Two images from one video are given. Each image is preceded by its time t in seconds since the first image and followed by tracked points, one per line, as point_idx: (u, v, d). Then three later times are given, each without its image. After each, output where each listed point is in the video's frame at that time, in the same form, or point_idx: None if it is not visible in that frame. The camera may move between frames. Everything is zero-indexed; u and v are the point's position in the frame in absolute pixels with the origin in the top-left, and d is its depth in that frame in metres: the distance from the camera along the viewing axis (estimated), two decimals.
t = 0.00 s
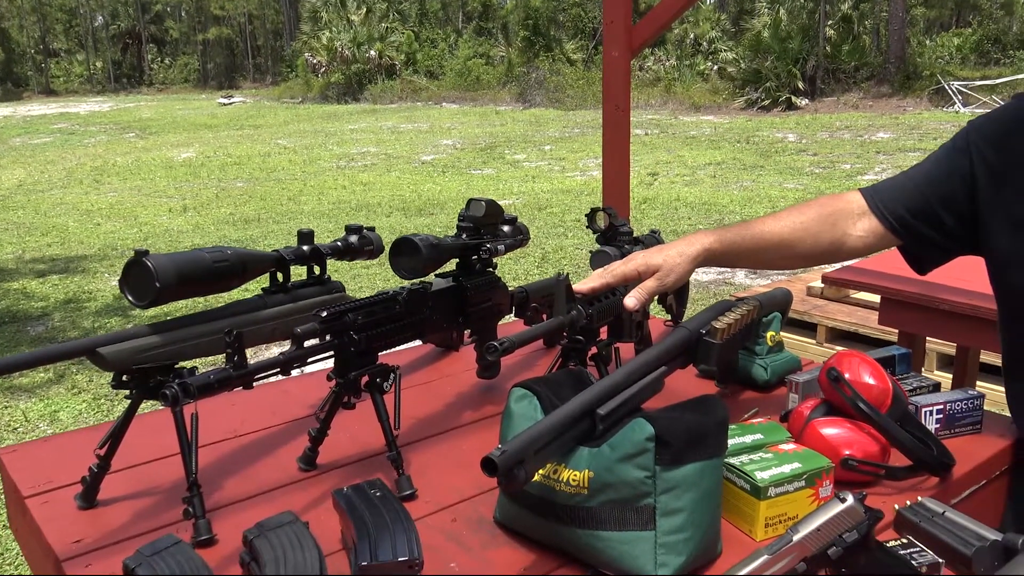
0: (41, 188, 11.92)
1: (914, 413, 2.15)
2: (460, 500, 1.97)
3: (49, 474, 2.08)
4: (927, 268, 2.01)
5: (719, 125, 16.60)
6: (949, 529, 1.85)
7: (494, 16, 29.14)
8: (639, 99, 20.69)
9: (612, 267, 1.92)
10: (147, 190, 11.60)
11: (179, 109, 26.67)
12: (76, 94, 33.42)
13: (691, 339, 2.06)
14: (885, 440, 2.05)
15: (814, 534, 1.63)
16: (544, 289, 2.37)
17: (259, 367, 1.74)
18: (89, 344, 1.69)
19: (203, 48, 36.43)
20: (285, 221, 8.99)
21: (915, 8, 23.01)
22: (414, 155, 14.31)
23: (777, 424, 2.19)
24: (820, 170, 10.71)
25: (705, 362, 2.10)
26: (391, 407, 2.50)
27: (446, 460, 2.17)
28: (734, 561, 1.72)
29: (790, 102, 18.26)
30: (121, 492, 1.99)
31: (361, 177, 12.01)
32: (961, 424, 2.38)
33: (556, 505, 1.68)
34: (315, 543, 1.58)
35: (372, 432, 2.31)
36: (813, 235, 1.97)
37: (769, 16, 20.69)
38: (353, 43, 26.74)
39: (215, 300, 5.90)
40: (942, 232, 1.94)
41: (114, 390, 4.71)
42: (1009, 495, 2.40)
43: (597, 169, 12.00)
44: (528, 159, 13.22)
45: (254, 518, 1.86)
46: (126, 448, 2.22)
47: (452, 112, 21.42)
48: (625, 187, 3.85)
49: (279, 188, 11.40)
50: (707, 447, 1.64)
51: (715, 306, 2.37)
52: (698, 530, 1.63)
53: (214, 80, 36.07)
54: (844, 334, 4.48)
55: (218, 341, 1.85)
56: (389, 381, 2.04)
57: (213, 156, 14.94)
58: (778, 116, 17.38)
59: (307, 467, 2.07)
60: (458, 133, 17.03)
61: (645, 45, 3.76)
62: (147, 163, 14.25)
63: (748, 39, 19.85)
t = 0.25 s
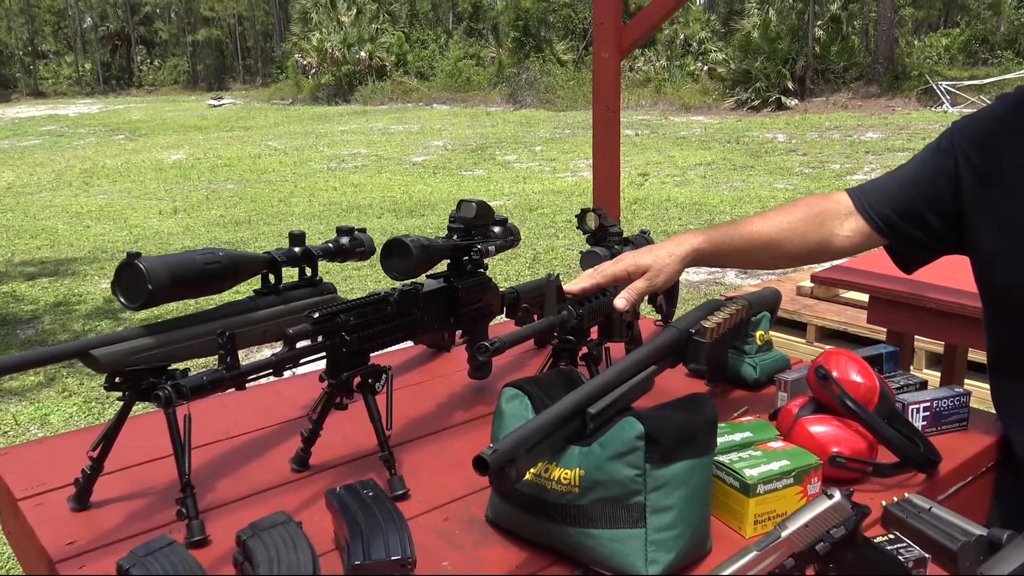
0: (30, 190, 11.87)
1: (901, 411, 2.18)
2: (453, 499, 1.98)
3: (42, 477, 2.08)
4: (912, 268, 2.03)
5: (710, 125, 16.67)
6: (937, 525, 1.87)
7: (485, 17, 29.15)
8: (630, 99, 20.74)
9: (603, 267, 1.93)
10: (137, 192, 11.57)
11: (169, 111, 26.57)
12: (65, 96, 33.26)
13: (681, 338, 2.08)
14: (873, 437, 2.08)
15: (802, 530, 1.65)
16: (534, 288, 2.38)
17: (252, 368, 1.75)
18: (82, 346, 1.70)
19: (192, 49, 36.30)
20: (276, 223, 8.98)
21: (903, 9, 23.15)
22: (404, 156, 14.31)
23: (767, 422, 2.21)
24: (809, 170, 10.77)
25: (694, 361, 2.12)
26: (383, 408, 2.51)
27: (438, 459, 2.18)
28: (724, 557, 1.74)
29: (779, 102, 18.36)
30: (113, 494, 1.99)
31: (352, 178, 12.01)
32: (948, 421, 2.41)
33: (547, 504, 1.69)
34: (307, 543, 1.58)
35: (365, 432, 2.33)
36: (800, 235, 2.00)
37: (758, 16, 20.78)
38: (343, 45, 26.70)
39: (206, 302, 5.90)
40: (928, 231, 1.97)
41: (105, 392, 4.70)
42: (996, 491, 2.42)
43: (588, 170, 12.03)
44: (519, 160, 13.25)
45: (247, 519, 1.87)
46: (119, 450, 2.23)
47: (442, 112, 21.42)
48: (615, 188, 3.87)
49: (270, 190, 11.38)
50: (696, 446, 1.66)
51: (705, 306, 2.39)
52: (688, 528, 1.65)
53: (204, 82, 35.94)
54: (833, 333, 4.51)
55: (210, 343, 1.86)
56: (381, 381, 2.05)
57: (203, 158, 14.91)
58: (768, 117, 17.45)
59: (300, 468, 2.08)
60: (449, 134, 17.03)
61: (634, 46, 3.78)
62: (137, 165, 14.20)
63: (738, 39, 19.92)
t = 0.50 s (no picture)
0: (22, 192, 11.82)
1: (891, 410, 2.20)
2: (448, 498, 2.00)
3: (38, 477, 2.09)
4: (903, 268, 2.05)
5: (702, 128, 16.72)
6: (927, 522, 1.89)
7: (477, 19, 29.15)
8: (622, 102, 20.77)
9: (597, 267, 1.95)
10: (129, 194, 11.53)
11: (161, 113, 26.49)
12: (56, 98, 33.09)
13: (674, 339, 2.09)
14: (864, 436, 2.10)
15: (795, 527, 1.67)
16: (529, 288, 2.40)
17: (248, 368, 1.75)
18: (79, 347, 1.71)
19: (184, 51, 36.20)
20: (269, 225, 8.97)
21: (893, 12, 23.29)
22: (397, 158, 14.31)
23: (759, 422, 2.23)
24: (801, 172, 10.82)
25: (688, 361, 2.14)
26: (379, 408, 2.52)
27: (434, 459, 2.20)
28: (717, 555, 1.76)
29: (771, 105, 18.43)
30: (110, 494, 2.00)
31: (345, 181, 12.00)
32: (939, 420, 2.43)
33: (543, 502, 1.71)
34: (304, 541, 1.59)
35: (361, 433, 2.33)
36: (791, 235, 2.02)
37: (750, 19, 20.86)
38: (335, 47, 26.68)
39: (199, 305, 5.88)
40: (918, 232, 1.99)
41: (97, 394, 4.68)
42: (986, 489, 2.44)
43: (581, 172, 12.05)
44: (512, 162, 13.26)
45: (244, 518, 1.88)
46: (114, 451, 2.23)
47: (435, 115, 21.43)
48: (608, 190, 3.89)
49: (263, 192, 11.36)
50: (690, 445, 1.68)
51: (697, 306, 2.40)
52: (682, 526, 1.66)
53: (196, 83, 35.83)
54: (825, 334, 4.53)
55: (207, 343, 1.86)
56: (376, 382, 2.06)
57: (195, 160, 14.87)
58: (760, 119, 17.50)
59: (296, 468, 2.09)
60: (442, 137, 17.04)
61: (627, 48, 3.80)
62: (129, 167, 14.16)
63: (730, 42, 19.99)
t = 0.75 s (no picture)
0: (15, 194, 11.78)
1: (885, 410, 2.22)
2: (445, 499, 2.00)
3: (37, 478, 2.09)
4: (896, 269, 2.07)
5: (696, 130, 16.75)
6: (921, 522, 1.91)
7: (472, 22, 29.17)
8: (617, 105, 20.80)
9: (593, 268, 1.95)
10: (123, 196, 11.49)
11: (155, 114, 26.42)
12: (50, 100, 32.96)
13: (670, 340, 2.10)
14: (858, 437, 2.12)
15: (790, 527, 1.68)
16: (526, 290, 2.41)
17: (246, 369, 1.76)
18: (77, 348, 1.71)
19: (178, 53, 36.12)
20: (263, 227, 8.96)
21: (887, 16, 23.41)
22: (392, 160, 14.31)
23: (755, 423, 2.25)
24: (795, 175, 10.86)
25: (684, 361, 2.15)
26: (376, 409, 2.53)
27: (431, 460, 2.20)
28: (713, 555, 1.77)
29: (765, 108, 18.48)
30: (107, 495, 2.00)
31: (340, 183, 11.99)
32: (932, 421, 2.45)
33: (540, 502, 1.72)
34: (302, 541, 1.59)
35: (358, 434, 2.34)
36: (786, 236, 2.03)
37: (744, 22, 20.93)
38: (330, 49, 26.66)
39: (194, 307, 5.88)
40: (911, 233, 2.00)
41: (91, 396, 4.67)
42: (978, 491, 2.46)
43: (575, 174, 12.07)
44: (507, 164, 13.28)
45: (242, 519, 1.88)
46: (111, 452, 2.23)
47: (430, 117, 21.45)
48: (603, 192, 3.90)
49: (257, 194, 11.34)
50: (685, 445, 1.69)
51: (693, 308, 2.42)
52: (678, 525, 1.67)
53: (190, 85, 35.76)
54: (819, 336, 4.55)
55: (205, 344, 1.87)
56: (374, 383, 2.07)
57: (189, 162, 14.85)
58: (754, 122, 17.55)
59: (293, 469, 2.09)
60: (437, 139, 17.04)
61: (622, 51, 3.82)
62: (123, 169, 14.11)
63: (725, 45, 20.04)
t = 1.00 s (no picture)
0: (10, 196, 11.76)
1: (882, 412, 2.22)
2: (443, 501, 2.00)
3: (35, 481, 2.08)
4: (893, 271, 2.08)
5: (692, 133, 16.80)
6: (918, 524, 1.91)
7: (468, 24, 29.19)
8: (613, 107, 20.83)
9: (591, 271, 1.96)
10: (119, 199, 11.48)
11: (151, 117, 26.39)
12: (45, 102, 32.90)
13: (668, 342, 2.11)
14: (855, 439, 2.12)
15: (788, 528, 1.68)
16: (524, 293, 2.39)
17: (245, 371, 1.76)
18: (75, 350, 1.71)
19: (174, 56, 36.09)
20: (260, 230, 8.96)
21: (882, 19, 23.50)
22: (388, 163, 14.31)
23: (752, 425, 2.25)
24: (791, 177, 10.89)
25: (681, 364, 2.16)
26: (374, 411, 2.53)
27: (429, 462, 2.20)
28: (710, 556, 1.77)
29: (761, 111, 18.51)
30: (106, 498, 1.99)
31: (336, 185, 11.99)
32: (928, 423, 2.46)
33: (538, 503, 1.72)
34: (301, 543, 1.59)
35: (356, 436, 2.34)
36: (783, 238, 2.03)
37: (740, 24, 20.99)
38: (326, 52, 26.66)
39: (191, 310, 5.87)
40: (906, 236, 2.01)
41: (88, 399, 4.66)
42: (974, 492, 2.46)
43: (571, 177, 12.09)
44: (503, 167, 13.29)
45: (240, 521, 1.88)
46: (109, 454, 2.23)
47: (426, 120, 21.47)
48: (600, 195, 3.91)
49: (253, 196, 11.34)
50: (683, 446, 1.69)
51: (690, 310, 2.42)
52: (676, 526, 1.67)
53: (186, 88, 35.74)
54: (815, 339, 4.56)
55: (203, 346, 1.87)
56: (372, 385, 2.06)
57: (185, 165, 14.84)
58: (749, 125, 17.59)
59: (291, 471, 2.09)
60: (433, 141, 17.07)
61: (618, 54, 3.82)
62: (119, 171, 14.09)
63: (720, 48, 20.10)
